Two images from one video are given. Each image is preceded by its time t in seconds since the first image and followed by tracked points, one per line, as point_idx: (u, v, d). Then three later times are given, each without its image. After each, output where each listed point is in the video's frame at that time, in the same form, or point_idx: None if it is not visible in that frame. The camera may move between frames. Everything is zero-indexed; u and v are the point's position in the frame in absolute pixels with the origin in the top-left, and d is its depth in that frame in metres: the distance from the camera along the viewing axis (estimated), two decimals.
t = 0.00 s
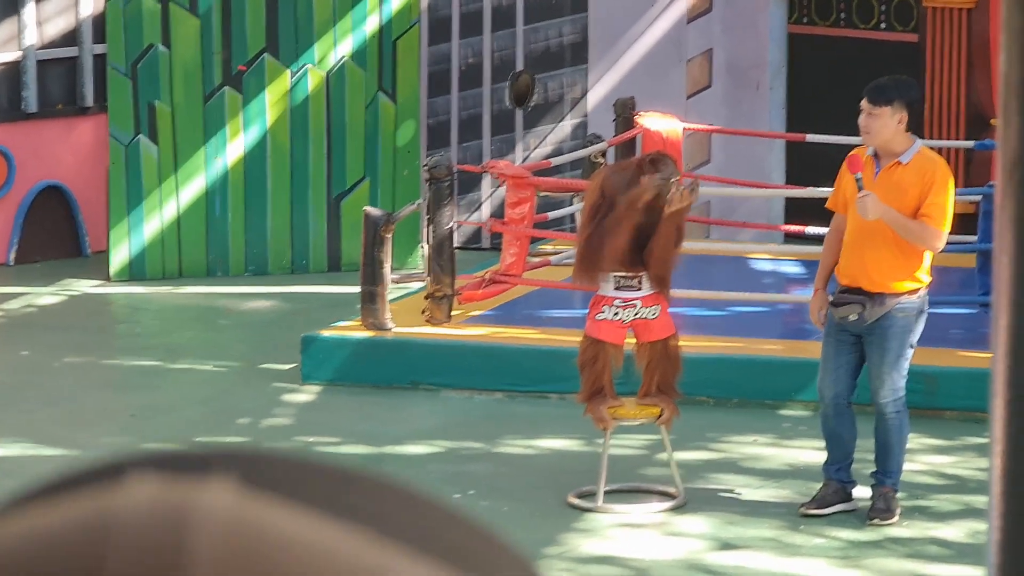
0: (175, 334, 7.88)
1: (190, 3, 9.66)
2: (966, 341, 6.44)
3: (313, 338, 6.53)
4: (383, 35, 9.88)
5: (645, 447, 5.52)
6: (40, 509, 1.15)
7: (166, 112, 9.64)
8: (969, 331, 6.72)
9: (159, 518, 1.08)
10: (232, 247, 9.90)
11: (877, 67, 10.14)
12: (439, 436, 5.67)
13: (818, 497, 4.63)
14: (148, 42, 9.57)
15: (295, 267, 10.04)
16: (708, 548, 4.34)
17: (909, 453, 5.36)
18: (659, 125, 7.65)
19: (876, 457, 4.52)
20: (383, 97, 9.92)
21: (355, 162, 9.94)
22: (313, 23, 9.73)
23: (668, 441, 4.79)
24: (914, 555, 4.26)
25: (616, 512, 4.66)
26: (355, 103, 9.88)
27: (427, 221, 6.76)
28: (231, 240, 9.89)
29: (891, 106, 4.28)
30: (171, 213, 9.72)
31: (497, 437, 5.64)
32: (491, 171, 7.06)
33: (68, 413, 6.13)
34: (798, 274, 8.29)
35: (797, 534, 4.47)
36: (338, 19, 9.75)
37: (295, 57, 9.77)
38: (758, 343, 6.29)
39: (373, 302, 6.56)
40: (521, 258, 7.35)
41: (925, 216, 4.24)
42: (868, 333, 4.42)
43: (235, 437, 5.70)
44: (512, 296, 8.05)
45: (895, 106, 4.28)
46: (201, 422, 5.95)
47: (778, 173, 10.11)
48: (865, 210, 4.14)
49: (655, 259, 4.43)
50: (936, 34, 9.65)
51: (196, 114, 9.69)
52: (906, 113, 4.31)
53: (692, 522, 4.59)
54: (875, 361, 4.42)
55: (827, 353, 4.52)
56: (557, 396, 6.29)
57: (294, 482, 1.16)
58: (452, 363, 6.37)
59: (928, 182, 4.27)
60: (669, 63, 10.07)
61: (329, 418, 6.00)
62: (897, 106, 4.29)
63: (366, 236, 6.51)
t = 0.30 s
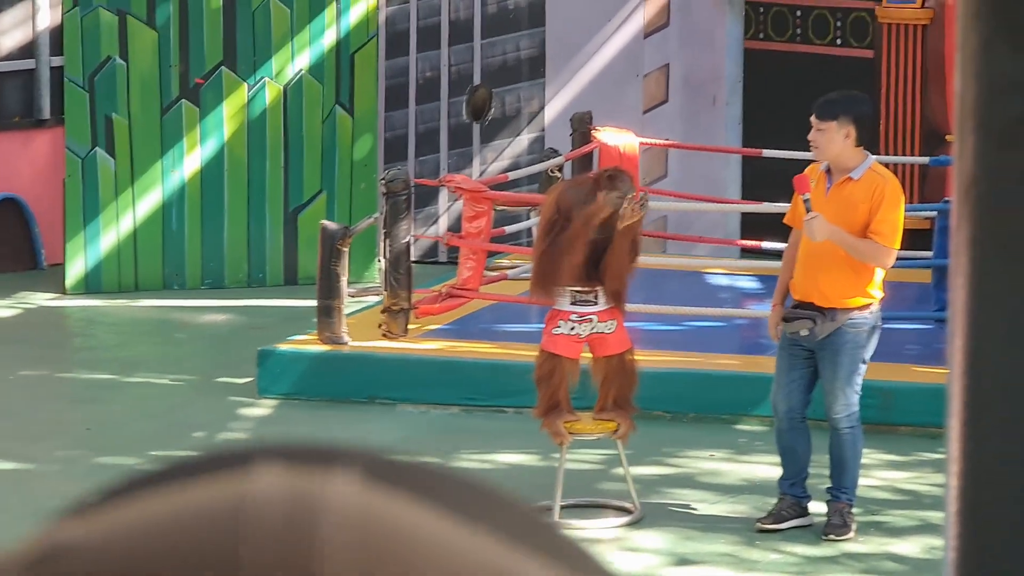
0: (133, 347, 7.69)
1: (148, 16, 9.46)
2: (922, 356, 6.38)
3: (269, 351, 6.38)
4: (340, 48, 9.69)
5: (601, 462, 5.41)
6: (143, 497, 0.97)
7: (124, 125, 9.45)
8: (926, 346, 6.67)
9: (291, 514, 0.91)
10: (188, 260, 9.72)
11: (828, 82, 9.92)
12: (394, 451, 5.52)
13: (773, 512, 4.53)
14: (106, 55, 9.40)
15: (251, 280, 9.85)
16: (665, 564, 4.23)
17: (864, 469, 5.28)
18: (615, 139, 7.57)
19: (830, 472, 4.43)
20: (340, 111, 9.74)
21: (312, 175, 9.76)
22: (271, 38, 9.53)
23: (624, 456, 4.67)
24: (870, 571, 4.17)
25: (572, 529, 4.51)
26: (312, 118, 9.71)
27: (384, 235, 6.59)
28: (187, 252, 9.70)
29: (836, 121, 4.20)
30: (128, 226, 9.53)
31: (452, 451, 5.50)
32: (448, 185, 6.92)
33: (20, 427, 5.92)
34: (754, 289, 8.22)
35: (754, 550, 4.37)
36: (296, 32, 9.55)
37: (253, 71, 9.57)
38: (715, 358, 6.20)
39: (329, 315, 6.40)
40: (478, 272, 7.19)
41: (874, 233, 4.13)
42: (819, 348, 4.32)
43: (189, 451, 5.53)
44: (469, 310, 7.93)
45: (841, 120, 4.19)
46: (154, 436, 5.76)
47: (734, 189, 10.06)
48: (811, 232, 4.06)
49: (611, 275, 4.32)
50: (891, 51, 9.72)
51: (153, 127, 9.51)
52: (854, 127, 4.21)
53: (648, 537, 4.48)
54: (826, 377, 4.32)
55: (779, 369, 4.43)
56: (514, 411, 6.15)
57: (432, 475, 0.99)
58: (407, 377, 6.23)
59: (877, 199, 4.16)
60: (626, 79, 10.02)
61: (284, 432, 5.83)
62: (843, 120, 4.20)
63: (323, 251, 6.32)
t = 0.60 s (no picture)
0: (106, 364, 7.66)
1: (125, 33, 9.44)
2: (897, 378, 6.42)
3: (244, 370, 6.38)
4: (318, 67, 9.68)
5: (577, 481, 5.42)
6: (298, 506, 0.91)
7: (100, 142, 9.43)
8: (901, 367, 6.71)
9: (468, 524, 0.89)
10: (164, 278, 9.69)
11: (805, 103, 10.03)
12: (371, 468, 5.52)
13: (748, 532, 4.55)
14: (82, 71, 9.39)
15: (227, 298, 9.82)
16: None
17: (839, 490, 5.31)
18: (592, 159, 7.61)
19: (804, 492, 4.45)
20: (317, 129, 9.73)
21: (289, 193, 9.75)
22: (248, 55, 9.54)
23: (599, 475, 4.69)
24: None
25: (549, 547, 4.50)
26: (289, 134, 9.69)
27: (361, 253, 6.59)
28: (164, 270, 9.68)
29: (797, 145, 4.24)
30: (104, 243, 9.52)
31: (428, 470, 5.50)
32: (425, 205, 6.93)
33: None
34: (731, 310, 8.27)
35: (730, 569, 4.39)
36: (273, 50, 9.56)
37: (230, 89, 9.57)
38: (690, 379, 6.23)
39: (306, 333, 6.37)
40: (454, 292, 7.21)
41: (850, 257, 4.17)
42: (793, 368, 4.35)
43: (166, 468, 5.51)
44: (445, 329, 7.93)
45: (802, 144, 4.24)
46: (130, 453, 5.74)
47: (711, 211, 10.12)
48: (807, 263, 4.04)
49: (584, 293, 4.33)
50: (869, 74, 9.82)
51: (130, 145, 9.49)
52: (815, 148, 4.24)
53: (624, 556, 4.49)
54: (800, 398, 4.35)
55: (754, 387, 4.46)
56: (490, 430, 6.14)
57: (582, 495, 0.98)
58: (384, 395, 6.23)
59: (850, 222, 4.21)
60: (604, 99, 10.09)
61: (261, 450, 5.82)
62: (804, 144, 4.24)
63: (299, 268, 6.31)
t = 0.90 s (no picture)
0: (103, 403, 7.64)
1: (124, 70, 9.48)
2: (894, 418, 6.41)
3: (242, 408, 6.38)
4: (316, 104, 9.75)
5: (574, 521, 5.40)
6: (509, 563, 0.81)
7: (99, 180, 9.45)
8: (898, 407, 6.71)
9: None
10: (163, 315, 9.70)
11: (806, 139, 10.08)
12: (368, 508, 5.49)
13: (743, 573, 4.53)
14: (81, 108, 9.39)
15: (225, 335, 9.83)
16: None
17: (838, 530, 5.29)
18: (590, 198, 7.63)
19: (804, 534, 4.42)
20: (316, 167, 9.78)
21: (287, 232, 9.77)
22: (247, 92, 9.57)
23: (596, 516, 4.66)
24: None
25: None
26: (287, 171, 9.73)
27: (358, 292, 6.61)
28: (162, 307, 9.69)
29: (783, 192, 4.26)
30: (101, 280, 9.53)
31: (425, 510, 5.47)
32: (423, 243, 6.94)
33: None
34: (729, 349, 8.27)
35: None
36: (272, 88, 9.60)
37: (228, 126, 9.61)
38: (688, 418, 6.22)
39: (304, 372, 6.39)
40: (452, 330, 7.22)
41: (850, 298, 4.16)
42: (793, 411, 4.35)
43: (162, 507, 5.49)
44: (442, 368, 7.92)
45: (787, 191, 4.25)
46: (127, 492, 5.72)
47: (710, 248, 10.14)
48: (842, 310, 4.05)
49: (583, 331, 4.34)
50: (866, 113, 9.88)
51: (128, 182, 9.52)
52: (801, 193, 4.25)
53: None
54: (800, 440, 4.34)
55: (752, 428, 4.47)
56: (487, 468, 6.12)
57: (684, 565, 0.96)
58: (381, 434, 6.22)
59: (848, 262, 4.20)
60: (603, 138, 10.15)
61: (258, 489, 5.81)
62: (790, 191, 4.25)
63: (297, 306, 6.33)
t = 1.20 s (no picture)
0: (87, 416, 7.60)
1: (114, 81, 9.46)
2: (881, 441, 6.41)
3: (227, 424, 6.34)
4: (307, 119, 9.75)
5: (560, 540, 5.38)
6: None
7: (86, 191, 9.42)
8: (885, 431, 6.71)
9: None
10: (149, 329, 9.65)
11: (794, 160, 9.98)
12: (353, 525, 5.47)
13: None
14: (70, 119, 9.36)
15: (211, 349, 9.79)
16: None
17: (823, 553, 5.28)
18: (580, 217, 7.63)
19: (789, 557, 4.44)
20: (305, 181, 9.78)
21: (276, 248, 9.76)
22: (237, 107, 9.56)
23: (581, 535, 4.64)
24: None
25: None
26: (277, 187, 9.72)
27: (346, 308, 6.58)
28: (148, 321, 9.64)
29: (771, 216, 4.24)
30: (87, 292, 9.48)
31: (410, 527, 5.45)
32: (412, 260, 6.92)
33: None
34: (717, 370, 8.27)
35: None
36: (263, 102, 9.60)
37: (218, 140, 9.59)
38: (675, 439, 6.21)
39: (291, 388, 6.35)
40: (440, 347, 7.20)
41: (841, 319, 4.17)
42: (786, 436, 4.31)
43: (146, 522, 5.46)
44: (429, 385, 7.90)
45: (775, 215, 4.23)
46: (111, 506, 5.68)
47: (699, 270, 10.15)
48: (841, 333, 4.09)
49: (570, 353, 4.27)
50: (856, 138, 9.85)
51: (116, 194, 9.50)
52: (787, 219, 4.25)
53: None
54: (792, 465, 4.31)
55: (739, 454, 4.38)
56: (473, 487, 6.09)
57: None
58: (367, 452, 6.19)
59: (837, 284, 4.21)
60: (594, 157, 10.19)
61: (242, 504, 5.77)
62: (777, 215, 4.24)
63: (284, 322, 6.33)
